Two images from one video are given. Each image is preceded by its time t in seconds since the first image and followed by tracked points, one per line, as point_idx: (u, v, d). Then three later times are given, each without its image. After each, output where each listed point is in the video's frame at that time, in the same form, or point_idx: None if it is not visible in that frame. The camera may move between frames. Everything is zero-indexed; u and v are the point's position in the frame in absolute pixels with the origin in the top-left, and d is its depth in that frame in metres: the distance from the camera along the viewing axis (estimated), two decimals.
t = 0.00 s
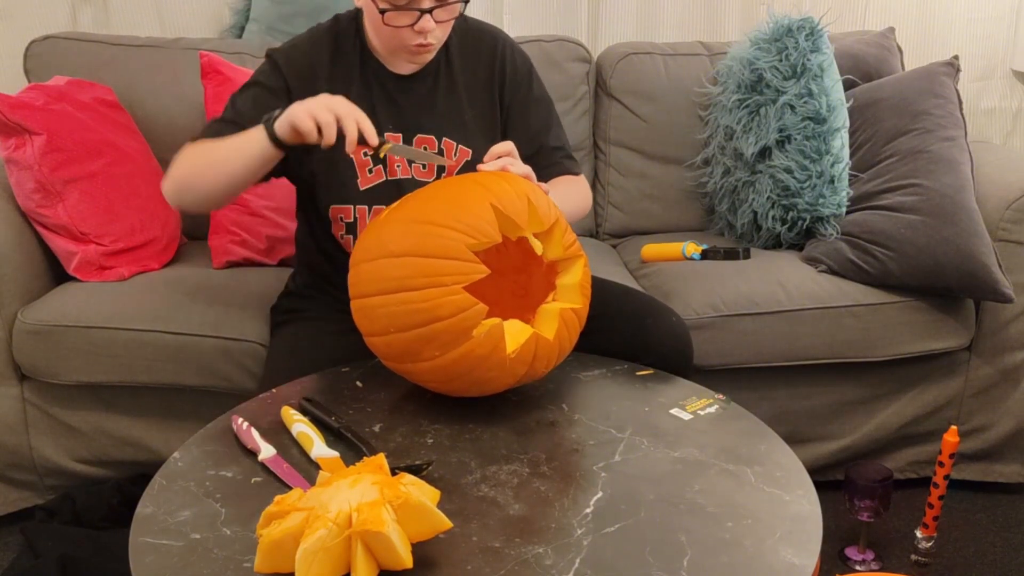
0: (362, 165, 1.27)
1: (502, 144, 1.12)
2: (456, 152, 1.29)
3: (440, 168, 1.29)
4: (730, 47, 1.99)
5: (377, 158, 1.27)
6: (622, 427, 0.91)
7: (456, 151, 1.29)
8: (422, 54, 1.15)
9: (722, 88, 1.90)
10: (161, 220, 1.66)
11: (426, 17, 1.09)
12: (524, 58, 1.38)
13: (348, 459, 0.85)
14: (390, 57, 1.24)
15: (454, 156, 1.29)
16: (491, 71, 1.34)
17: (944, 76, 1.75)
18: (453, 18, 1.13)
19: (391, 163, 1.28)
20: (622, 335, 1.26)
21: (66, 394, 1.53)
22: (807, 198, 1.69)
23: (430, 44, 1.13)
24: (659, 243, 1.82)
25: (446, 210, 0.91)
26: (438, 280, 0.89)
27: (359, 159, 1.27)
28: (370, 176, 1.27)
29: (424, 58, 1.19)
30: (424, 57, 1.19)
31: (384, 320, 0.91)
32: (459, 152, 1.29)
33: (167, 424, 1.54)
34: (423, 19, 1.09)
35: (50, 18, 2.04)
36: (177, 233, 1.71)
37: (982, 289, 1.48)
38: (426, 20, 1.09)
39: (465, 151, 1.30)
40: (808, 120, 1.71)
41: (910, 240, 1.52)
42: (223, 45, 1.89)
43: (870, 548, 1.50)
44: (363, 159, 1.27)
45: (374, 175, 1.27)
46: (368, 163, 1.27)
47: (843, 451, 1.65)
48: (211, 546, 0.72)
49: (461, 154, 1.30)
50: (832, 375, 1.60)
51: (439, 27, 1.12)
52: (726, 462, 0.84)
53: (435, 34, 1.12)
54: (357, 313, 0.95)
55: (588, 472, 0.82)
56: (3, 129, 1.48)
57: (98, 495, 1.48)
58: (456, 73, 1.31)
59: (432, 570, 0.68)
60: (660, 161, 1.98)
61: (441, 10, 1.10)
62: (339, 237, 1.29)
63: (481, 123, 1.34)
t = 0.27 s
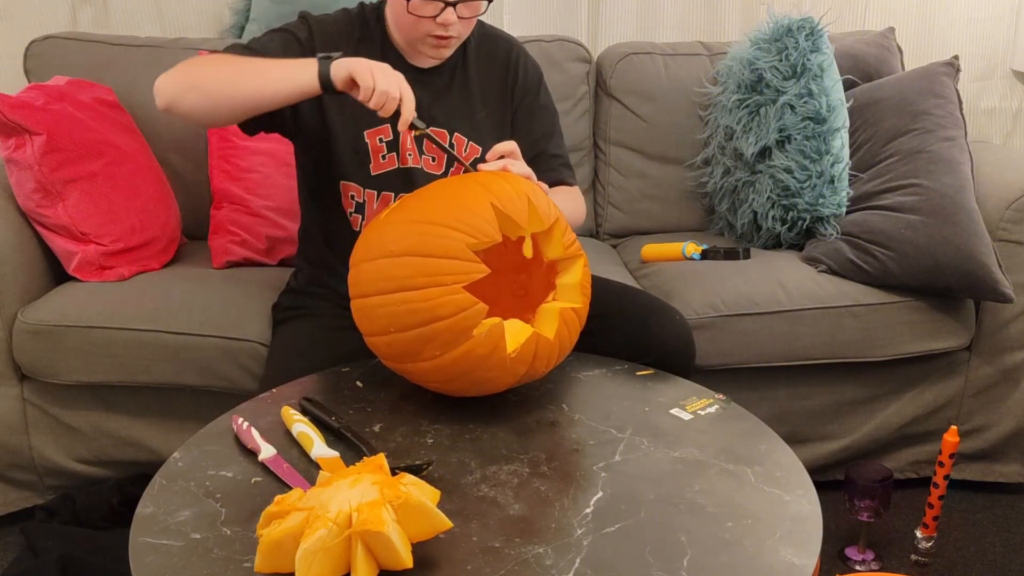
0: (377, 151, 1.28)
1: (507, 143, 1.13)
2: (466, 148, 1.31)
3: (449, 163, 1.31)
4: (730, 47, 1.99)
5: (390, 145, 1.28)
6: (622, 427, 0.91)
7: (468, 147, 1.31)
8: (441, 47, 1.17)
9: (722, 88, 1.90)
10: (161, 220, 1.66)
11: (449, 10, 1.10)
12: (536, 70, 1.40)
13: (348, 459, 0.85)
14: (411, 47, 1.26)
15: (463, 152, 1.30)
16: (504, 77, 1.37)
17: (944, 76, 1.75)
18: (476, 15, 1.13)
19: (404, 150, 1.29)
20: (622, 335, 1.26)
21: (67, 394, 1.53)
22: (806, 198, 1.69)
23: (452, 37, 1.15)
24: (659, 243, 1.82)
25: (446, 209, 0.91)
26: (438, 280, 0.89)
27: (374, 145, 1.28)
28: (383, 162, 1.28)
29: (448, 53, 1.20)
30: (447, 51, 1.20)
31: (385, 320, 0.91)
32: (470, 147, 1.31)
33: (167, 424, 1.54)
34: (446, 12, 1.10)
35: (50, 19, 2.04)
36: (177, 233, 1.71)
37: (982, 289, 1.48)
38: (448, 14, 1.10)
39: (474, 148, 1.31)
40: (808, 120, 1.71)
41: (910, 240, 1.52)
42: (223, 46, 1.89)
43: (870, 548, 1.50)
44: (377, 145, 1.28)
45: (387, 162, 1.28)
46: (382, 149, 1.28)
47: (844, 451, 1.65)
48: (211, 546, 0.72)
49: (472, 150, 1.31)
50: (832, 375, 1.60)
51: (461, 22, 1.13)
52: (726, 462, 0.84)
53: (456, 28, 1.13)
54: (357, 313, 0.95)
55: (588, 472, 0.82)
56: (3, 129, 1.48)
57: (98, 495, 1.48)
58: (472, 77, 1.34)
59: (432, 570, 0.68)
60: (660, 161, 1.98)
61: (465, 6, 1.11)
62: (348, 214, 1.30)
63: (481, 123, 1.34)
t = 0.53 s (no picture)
0: (394, 144, 1.29)
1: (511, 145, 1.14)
2: (482, 149, 1.31)
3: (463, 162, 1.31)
4: (730, 47, 1.99)
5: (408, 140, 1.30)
6: (622, 427, 0.91)
7: (483, 148, 1.31)
8: (463, 48, 1.18)
9: (722, 88, 1.90)
10: (161, 219, 1.66)
11: (474, 10, 1.12)
12: (553, 80, 1.42)
13: (348, 459, 0.85)
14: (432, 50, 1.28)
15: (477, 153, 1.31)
16: (521, 81, 1.38)
17: (945, 76, 1.75)
18: (500, 20, 1.15)
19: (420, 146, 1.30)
20: (623, 335, 1.26)
21: (67, 394, 1.53)
22: (807, 198, 1.69)
23: (474, 37, 1.16)
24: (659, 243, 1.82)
25: (446, 210, 0.91)
26: (438, 281, 0.89)
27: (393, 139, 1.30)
28: (400, 155, 1.29)
29: (469, 54, 1.21)
30: (468, 54, 1.21)
31: (385, 321, 0.91)
32: (486, 149, 1.31)
33: (167, 423, 1.55)
34: (471, 12, 1.12)
35: (50, 19, 2.04)
36: (177, 233, 1.71)
37: (982, 289, 1.48)
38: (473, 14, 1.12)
39: (490, 150, 1.31)
40: (808, 120, 1.71)
41: (910, 240, 1.52)
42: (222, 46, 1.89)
43: (870, 548, 1.50)
44: (396, 138, 1.29)
45: (403, 156, 1.29)
46: (400, 142, 1.30)
47: (843, 451, 1.65)
48: (211, 546, 0.72)
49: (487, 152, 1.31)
50: (832, 375, 1.60)
51: (484, 24, 1.14)
52: (726, 462, 0.84)
53: (479, 30, 1.15)
54: (357, 314, 0.95)
55: (588, 472, 0.82)
56: (3, 129, 1.48)
57: (98, 495, 1.48)
58: (491, 79, 1.35)
59: (432, 570, 0.68)
60: (660, 161, 1.98)
61: (489, 8, 1.13)
62: (361, 203, 1.30)
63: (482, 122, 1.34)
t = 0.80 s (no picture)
0: (402, 145, 1.29)
1: (512, 146, 1.14)
2: (490, 151, 1.30)
3: (471, 164, 1.30)
4: (730, 47, 1.99)
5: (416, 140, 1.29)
6: (622, 427, 0.91)
7: (490, 151, 1.30)
8: (470, 50, 1.18)
9: (722, 88, 1.90)
10: (161, 219, 1.66)
11: (482, 12, 1.12)
12: (561, 80, 1.42)
13: (348, 459, 0.85)
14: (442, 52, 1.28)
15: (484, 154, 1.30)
16: (529, 82, 1.38)
17: (945, 76, 1.75)
18: (508, 23, 1.15)
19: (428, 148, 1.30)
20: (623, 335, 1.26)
21: (67, 394, 1.53)
22: (806, 198, 1.69)
23: (481, 39, 1.16)
24: (659, 243, 1.82)
25: (446, 210, 0.91)
26: (438, 281, 0.89)
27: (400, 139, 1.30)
28: (407, 156, 1.29)
29: (477, 55, 1.21)
30: (476, 57, 1.21)
31: (385, 320, 0.91)
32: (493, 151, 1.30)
33: (167, 423, 1.55)
34: (479, 14, 1.12)
35: (50, 19, 2.04)
36: (177, 233, 1.71)
37: (982, 289, 1.48)
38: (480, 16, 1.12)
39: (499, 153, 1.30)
40: (808, 120, 1.71)
41: (910, 240, 1.52)
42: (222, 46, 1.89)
43: (870, 548, 1.50)
44: (404, 139, 1.29)
45: (410, 157, 1.29)
46: (407, 143, 1.30)
47: (843, 451, 1.65)
48: (211, 546, 0.72)
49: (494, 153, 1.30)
50: (832, 375, 1.60)
51: (492, 27, 1.14)
52: (727, 462, 0.84)
53: (486, 32, 1.15)
54: (358, 314, 0.95)
55: (588, 472, 0.82)
56: (3, 129, 1.48)
57: (98, 495, 1.48)
58: (501, 82, 1.35)
59: (432, 570, 0.68)
60: (660, 161, 1.98)
61: (497, 11, 1.13)
62: (367, 202, 1.30)
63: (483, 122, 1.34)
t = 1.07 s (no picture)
0: (395, 143, 1.27)
1: (508, 146, 1.13)
2: (486, 151, 1.31)
3: (467, 164, 1.30)
4: (730, 47, 1.99)
5: (411, 139, 1.28)
6: (622, 427, 0.91)
7: (487, 151, 1.30)
8: (464, 48, 1.18)
9: (722, 88, 1.90)
10: (161, 219, 1.66)
11: (476, 11, 1.12)
12: (558, 81, 1.42)
13: (348, 459, 0.85)
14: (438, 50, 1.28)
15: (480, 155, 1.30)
16: (527, 82, 1.38)
17: (945, 76, 1.75)
18: (503, 23, 1.15)
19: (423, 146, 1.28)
20: (623, 336, 1.26)
21: (66, 394, 1.53)
22: (807, 198, 1.69)
23: (476, 39, 1.16)
24: (659, 243, 1.82)
25: (447, 209, 0.91)
26: (439, 279, 0.89)
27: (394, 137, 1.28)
28: (402, 154, 1.28)
29: (471, 55, 1.21)
30: (470, 55, 1.21)
31: (386, 319, 0.91)
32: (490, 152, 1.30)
33: (167, 423, 1.55)
34: (473, 13, 1.12)
35: (50, 19, 2.04)
36: (177, 233, 1.71)
37: (982, 288, 1.47)
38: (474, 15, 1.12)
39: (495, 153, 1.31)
40: (808, 119, 1.71)
41: (910, 240, 1.52)
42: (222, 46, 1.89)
43: (870, 548, 1.50)
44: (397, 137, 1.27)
45: (405, 156, 1.28)
46: (401, 142, 1.28)
47: (843, 451, 1.65)
48: (211, 546, 0.72)
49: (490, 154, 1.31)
50: (832, 375, 1.60)
51: (486, 26, 1.14)
52: (727, 462, 0.84)
53: (480, 32, 1.15)
54: (358, 313, 0.95)
55: (588, 472, 0.82)
56: (3, 129, 1.48)
57: (98, 495, 1.48)
58: (498, 81, 1.35)
59: (432, 570, 0.68)
60: (660, 161, 1.98)
61: (492, 10, 1.12)
62: (366, 197, 1.29)
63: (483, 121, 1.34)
